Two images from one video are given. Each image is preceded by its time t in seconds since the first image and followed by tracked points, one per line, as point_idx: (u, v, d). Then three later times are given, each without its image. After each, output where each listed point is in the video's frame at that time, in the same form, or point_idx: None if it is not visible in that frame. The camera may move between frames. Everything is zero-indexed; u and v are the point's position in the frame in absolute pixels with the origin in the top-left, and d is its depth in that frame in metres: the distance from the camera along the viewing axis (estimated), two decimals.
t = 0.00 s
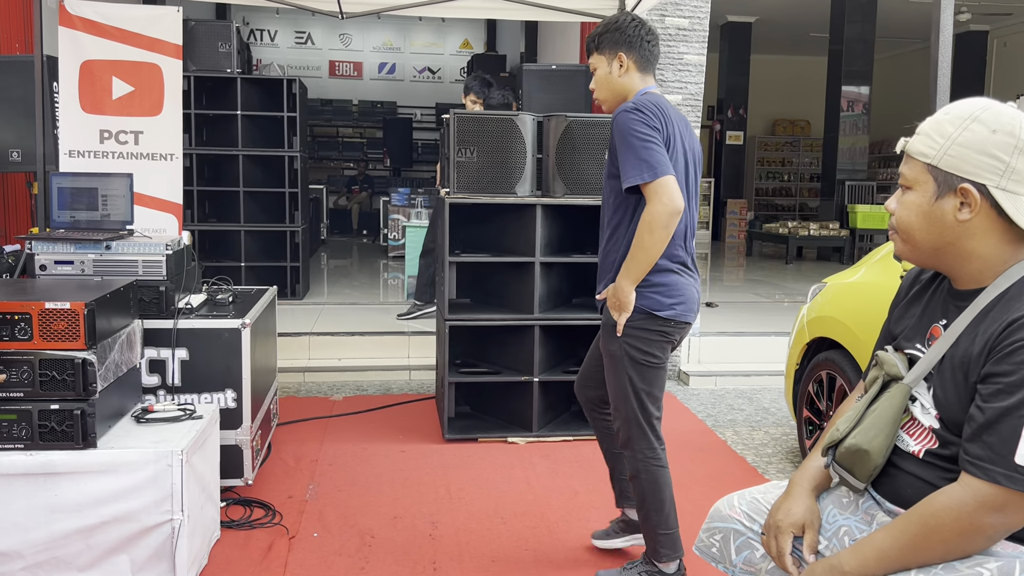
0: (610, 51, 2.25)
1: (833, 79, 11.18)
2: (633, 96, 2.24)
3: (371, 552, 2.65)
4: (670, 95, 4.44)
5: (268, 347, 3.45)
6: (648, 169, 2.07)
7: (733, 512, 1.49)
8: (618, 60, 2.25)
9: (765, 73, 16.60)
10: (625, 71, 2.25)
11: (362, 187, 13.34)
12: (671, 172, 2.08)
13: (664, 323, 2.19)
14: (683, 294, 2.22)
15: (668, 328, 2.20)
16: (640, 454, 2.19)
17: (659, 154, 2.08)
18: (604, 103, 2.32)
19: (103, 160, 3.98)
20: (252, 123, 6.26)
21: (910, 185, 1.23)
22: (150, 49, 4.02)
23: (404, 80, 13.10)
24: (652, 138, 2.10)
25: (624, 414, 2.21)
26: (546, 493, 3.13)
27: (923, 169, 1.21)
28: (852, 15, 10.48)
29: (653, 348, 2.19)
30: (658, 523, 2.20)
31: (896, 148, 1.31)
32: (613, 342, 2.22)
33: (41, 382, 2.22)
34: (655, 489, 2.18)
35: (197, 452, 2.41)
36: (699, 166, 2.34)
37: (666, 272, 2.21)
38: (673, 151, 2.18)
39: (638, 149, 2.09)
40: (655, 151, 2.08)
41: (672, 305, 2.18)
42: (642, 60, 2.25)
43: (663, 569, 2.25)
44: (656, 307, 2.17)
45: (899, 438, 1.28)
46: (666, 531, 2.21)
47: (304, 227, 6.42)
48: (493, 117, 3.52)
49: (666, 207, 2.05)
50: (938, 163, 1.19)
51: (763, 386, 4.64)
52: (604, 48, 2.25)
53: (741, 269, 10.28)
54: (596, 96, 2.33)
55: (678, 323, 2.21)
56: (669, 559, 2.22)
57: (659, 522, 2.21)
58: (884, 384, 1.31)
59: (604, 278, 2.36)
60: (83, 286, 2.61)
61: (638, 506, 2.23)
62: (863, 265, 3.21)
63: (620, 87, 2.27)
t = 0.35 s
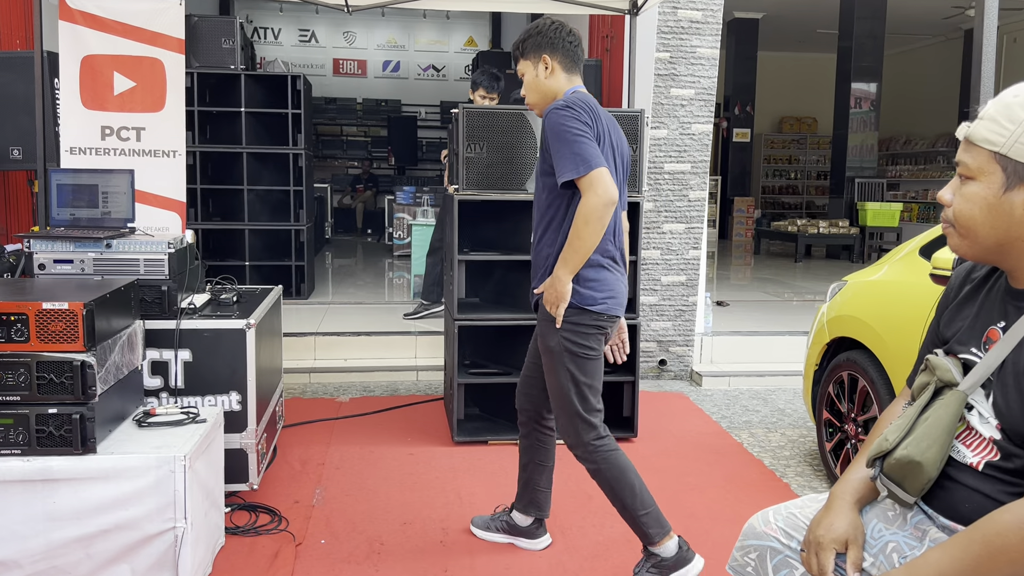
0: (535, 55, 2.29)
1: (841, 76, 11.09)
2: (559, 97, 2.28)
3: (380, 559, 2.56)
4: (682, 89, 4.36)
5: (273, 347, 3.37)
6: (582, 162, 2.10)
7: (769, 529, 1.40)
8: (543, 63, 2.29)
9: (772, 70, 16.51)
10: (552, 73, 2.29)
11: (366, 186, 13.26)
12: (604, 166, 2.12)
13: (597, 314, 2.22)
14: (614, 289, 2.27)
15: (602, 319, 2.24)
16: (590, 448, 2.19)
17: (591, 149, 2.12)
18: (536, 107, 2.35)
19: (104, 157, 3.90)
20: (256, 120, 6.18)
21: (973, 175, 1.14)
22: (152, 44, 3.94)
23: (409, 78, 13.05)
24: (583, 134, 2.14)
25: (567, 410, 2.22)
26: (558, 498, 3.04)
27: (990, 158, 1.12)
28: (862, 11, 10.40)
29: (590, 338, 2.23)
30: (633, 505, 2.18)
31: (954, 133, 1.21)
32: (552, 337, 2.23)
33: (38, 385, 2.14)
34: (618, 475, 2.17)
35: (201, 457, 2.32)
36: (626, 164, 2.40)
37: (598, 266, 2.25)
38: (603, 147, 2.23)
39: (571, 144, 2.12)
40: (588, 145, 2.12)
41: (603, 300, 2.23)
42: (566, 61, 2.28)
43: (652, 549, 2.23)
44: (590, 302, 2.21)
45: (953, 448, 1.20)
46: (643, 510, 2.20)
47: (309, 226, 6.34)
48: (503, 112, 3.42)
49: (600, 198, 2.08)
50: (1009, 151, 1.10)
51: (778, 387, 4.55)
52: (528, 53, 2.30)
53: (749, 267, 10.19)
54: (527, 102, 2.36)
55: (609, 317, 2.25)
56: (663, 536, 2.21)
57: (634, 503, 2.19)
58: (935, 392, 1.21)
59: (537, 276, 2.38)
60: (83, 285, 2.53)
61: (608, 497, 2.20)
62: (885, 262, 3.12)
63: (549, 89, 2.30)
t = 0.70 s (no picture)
0: (459, 41, 2.18)
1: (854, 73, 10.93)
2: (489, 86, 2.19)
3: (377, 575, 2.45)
4: (692, 85, 4.23)
5: (270, 349, 3.27)
6: (545, 142, 2.07)
7: (790, 563, 1.28)
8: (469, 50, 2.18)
9: (783, 68, 16.35)
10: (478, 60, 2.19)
11: (374, 186, 13.18)
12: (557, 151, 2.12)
13: (523, 305, 2.21)
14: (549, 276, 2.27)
15: (529, 310, 2.23)
16: (441, 419, 2.26)
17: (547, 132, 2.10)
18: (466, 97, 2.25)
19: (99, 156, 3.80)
20: (259, 118, 6.09)
21: None
22: (147, 39, 3.82)
23: (416, 77, 13.00)
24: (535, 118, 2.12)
25: (438, 378, 2.25)
26: (564, 508, 2.93)
27: None
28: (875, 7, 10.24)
29: (497, 331, 2.21)
30: (460, 485, 2.32)
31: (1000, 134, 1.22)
32: (464, 314, 2.23)
33: (16, 394, 2.04)
34: (458, 453, 2.28)
35: (187, 469, 2.22)
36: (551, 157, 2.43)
37: (533, 252, 2.25)
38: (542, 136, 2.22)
39: (528, 125, 2.08)
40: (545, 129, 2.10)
41: (537, 288, 2.22)
42: (493, 47, 2.19)
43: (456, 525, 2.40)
44: (523, 288, 2.20)
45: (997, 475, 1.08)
46: (466, 493, 2.33)
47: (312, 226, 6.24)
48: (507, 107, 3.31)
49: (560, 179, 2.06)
50: None
51: (792, 391, 4.41)
52: (453, 39, 2.18)
53: (760, 266, 10.05)
54: (453, 90, 2.26)
55: (542, 307, 2.25)
56: (471, 518, 2.37)
57: (461, 485, 2.32)
58: (976, 412, 1.10)
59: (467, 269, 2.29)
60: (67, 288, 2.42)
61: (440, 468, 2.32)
62: (906, 263, 2.98)
63: (476, 76, 2.20)
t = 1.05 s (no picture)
0: (372, 45, 2.15)
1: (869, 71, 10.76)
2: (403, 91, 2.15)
3: None
4: (702, 83, 4.10)
5: (265, 357, 3.17)
6: (403, 162, 2.03)
7: None
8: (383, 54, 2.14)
9: (797, 66, 16.18)
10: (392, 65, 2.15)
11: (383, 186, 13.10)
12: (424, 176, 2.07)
13: (434, 318, 2.18)
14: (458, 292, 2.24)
15: (440, 324, 2.20)
16: (383, 447, 2.22)
17: (421, 152, 2.06)
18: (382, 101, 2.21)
19: (92, 157, 3.71)
20: (262, 119, 6.00)
21: None
22: (142, 38, 3.72)
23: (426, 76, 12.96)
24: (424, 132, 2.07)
25: (376, 408, 2.20)
26: (566, 525, 2.81)
27: None
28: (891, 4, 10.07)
29: (419, 344, 2.18)
30: (389, 513, 2.26)
31: None
32: (379, 333, 2.18)
33: None
34: (393, 484, 2.23)
35: (168, 488, 2.12)
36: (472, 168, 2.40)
37: (443, 266, 2.21)
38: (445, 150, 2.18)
39: (397, 139, 2.05)
40: (419, 145, 2.05)
41: (447, 303, 2.19)
42: (406, 50, 2.15)
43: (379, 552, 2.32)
44: (433, 303, 2.17)
45: None
46: (397, 521, 2.27)
47: (316, 227, 6.15)
48: (509, 107, 3.20)
49: (393, 205, 2.02)
50: None
51: (805, 400, 4.27)
52: (366, 41, 2.14)
53: (773, 268, 9.89)
54: (370, 94, 2.22)
55: (451, 321, 2.22)
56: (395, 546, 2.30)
57: (391, 513, 2.26)
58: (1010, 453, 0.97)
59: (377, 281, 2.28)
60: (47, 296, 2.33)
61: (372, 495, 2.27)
62: (924, 271, 2.85)
63: (391, 80, 2.17)
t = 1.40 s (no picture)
0: (300, 45, 2.18)
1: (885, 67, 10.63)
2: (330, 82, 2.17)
3: None
4: (714, 78, 4.02)
5: (268, 355, 3.12)
6: (294, 141, 2.05)
7: None
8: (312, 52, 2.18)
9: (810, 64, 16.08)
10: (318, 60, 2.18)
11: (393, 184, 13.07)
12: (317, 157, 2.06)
13: (385, 307, 2.17)
14: (407, 276, 2.22)
15: (392, 311, 2.19)
16: (363, 443, 2.17)
17: (318, 133, 2.05)
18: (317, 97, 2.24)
19: (94, 152, 3.67)
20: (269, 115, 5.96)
21: None
22: (145, 31, 3.67)
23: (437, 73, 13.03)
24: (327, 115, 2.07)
25: (348, 404, 2.17)
26: (572, 529, 2.74)
27: None
28: None
29: (376, 331, 2.17)
30: (383, 509, 2.20)
31: None
32: (336, 328, 2.17)
33: None
34: (380, 478, 2.17)
35: (163, 490, 2.06)
36: (417, 149, 2.35)
37: (388, 251, 2.19)
38: (366, 134, 2.15)
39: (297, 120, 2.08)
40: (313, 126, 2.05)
41: (393, 289, 2.17)
42: (334, 45, 2.19)
43: (382, 554, 2.25)
44: (379, 290, 2.15)
45: None
46: (391, 518, 2.21)
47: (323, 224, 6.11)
48: (514, 101, 3.12)
49: (276, 174, 2.07)
50: None
51: (819, 401, 4.19)
52: (294, 39, 2.18)
53: (785, 266, 9.80)
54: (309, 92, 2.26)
55: (401, 307, 2.20)
56: (399, 543, 2.23)
57: (384, 510, 2.20)
58: None
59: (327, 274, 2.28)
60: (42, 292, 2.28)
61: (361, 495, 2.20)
62: (943, 270, 2.77)
63: (322, 77, 2.20)
